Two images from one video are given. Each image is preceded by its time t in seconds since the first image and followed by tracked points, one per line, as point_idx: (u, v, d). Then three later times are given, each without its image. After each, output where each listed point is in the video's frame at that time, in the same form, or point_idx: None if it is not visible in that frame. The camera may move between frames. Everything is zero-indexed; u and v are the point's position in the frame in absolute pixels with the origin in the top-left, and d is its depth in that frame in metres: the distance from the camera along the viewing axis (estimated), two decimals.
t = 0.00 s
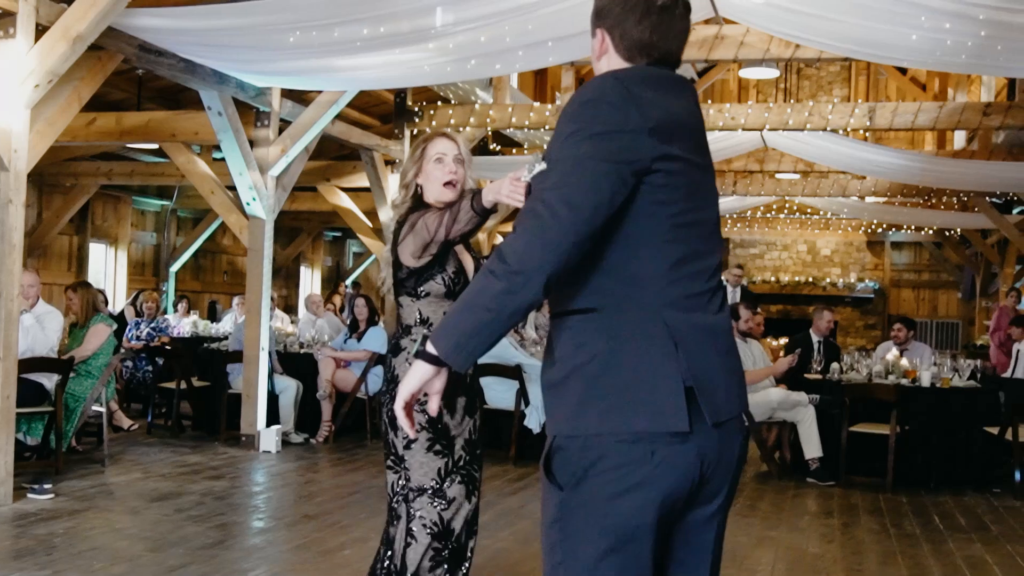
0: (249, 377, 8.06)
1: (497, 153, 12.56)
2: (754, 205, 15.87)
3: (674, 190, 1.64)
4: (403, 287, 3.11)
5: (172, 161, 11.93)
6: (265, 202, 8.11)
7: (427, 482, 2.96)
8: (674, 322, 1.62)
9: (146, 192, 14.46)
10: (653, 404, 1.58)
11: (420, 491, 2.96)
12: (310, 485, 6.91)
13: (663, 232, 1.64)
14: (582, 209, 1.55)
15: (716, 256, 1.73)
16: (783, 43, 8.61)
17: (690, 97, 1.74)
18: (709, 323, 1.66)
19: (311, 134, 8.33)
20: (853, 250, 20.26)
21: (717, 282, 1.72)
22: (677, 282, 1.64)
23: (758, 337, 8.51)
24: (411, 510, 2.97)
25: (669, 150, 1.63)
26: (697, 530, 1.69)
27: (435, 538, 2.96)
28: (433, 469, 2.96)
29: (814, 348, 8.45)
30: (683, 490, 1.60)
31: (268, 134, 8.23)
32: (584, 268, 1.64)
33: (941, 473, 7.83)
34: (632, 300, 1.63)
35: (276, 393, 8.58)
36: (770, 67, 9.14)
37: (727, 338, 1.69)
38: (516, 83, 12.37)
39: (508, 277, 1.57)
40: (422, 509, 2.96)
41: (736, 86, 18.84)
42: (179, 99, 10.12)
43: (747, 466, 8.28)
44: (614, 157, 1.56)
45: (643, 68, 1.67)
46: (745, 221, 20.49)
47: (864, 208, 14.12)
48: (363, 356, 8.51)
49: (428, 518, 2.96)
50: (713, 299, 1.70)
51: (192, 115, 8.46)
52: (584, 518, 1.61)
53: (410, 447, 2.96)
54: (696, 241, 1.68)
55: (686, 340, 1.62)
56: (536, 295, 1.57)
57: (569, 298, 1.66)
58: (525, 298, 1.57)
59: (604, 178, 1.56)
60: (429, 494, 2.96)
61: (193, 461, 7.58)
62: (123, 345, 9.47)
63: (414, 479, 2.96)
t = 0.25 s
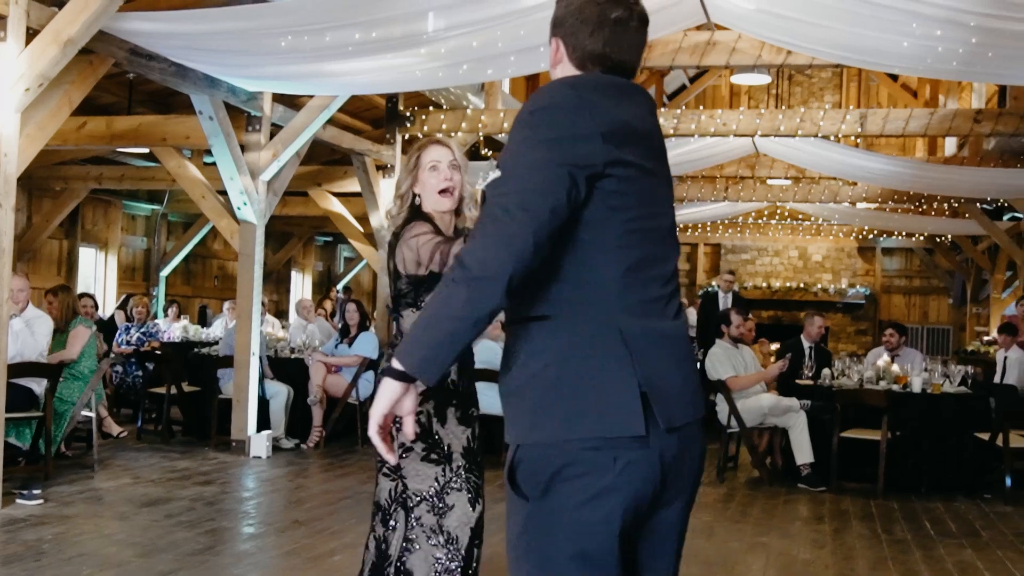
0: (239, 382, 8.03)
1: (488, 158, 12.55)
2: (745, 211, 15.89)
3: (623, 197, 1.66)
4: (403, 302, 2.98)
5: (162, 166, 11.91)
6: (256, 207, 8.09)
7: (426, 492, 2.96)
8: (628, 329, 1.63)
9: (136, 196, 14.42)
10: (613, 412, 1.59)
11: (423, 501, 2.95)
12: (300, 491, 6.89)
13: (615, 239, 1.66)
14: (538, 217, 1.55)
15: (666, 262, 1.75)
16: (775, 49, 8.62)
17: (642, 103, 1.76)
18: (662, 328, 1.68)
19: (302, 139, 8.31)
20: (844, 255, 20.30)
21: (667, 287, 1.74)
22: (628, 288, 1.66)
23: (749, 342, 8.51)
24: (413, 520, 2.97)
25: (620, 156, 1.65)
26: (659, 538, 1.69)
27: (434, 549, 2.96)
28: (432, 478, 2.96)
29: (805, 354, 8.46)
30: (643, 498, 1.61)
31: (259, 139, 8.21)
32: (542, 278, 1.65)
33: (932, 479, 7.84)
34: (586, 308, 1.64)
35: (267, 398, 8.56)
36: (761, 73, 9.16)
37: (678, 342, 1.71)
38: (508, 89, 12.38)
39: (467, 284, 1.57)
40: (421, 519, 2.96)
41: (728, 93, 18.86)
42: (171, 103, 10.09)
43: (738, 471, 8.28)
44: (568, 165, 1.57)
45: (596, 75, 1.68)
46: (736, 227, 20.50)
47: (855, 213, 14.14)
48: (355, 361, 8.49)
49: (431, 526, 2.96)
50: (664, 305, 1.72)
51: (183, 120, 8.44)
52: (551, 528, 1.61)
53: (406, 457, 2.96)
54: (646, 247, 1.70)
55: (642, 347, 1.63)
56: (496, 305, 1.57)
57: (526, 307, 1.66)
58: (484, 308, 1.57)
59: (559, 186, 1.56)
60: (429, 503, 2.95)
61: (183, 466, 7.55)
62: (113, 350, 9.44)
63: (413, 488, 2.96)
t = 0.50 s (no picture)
0: (231, 387, 8.02)
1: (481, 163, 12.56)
2: (738, 216, 15.92)
3: (543, 218, 1.66)
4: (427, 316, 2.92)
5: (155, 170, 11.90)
6: (249, 210, 8.09)
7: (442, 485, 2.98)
8: (547, 349, 1.63)
9: (129, 200, 14.40)
10: (525, 431, 1.61)
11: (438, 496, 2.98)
12: (292, 496, 6.88)
13: (539, 258, 1.66)
14: (430, 251, 1.60)
15: (613, 273, 1.73)
16: (768, 55, 8.63)
17: (581, 122, 1.76)
18: (593, 344, 1.66)
19: (296, 143, 8.30)
20: (836, 260, 20.34)
21: (614, 299, 1.71)
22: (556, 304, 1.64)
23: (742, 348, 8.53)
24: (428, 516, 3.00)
25: (534, 179, 1.66)
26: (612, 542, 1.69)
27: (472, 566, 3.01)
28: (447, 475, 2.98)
29: (798, 359, 8.47)
30: (568, 515, 1.60)
31: (252, 142, 8.20)
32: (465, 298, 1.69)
33: (923, 484, 7.85)
34: (507, 328, 1.65)
35: (259, 402, 8.54)
36: (754, 78, 9.18)
37: (617, 354, 1.68)
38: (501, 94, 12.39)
39: (368, 315, 1.61)
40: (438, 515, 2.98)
41: (721, 98, 18.88)
42: (164, 107, 10.08)
43: (731, 476, 8.28)
44: (460, 198, 1.61)
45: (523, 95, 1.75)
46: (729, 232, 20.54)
47: (847, 219, 14.17)
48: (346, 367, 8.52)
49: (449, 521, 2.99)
50: (608, 316, 1.69)
51: (176, 124, 8.44)
52: (485, 546, 1.63)
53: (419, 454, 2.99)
54: (580, 261, 1.68)
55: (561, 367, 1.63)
56: (398, 338, 1.63)
57: (458, 333, 1.70)
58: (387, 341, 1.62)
59: (453, 219, 1.61)
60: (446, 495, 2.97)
61: (175, 471, 7.53)
62: (104, 354, 9.41)
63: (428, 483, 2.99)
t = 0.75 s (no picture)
0: (224, 393, 8.00)
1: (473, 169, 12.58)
2: (731, 221, 15.94)
3: (428, 251, 1.77)
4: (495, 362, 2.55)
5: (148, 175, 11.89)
6: (241, 216, 8.07)
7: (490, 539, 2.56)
8: (433, 373, 1.75)
9: (121, 205, 14.38)
10: (405, 450, 1.75)
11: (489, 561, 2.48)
12: (284, 502, 6.87)
13: (427, 286, 1.77)
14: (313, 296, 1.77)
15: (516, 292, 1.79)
16: (760, 61, 8.65)
17: (478, 148, 1.83)
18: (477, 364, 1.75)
19: (288, 149, 8.28)
20: (829, 266, 20.40)
21: (515, 316, 1.78)
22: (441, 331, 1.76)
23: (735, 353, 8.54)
24: None
25: (420, 215, 1.77)
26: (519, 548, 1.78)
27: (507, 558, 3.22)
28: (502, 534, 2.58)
29: (791, 364, 8.49)
30: (455, 526, 1.73)
31: (244, 148, 8.19)
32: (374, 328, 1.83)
33: (916, 490, 7.85)
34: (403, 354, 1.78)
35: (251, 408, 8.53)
36: (746, 84, 9.21)
37: (510, 370, 1.76)
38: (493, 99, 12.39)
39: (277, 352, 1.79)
40: None
41: (714, 103, 18.92)
42: (156, 113, 10.08)
43: (724, 482, 8.29)
44: (343, 247, 1.77)
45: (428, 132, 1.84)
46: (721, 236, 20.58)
47: (840, 224, 14.19)
48: (339, 372, 8.56)
49: None
50: (501, 332, 1.77)
51: (169, 129, 8.44)
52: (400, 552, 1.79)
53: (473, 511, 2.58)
54: (471, 283, 1.76)
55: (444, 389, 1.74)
56: (303, 371, 1.80)
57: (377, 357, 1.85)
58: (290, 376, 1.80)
59: (338, 263, 1.77)
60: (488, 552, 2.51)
61: (167, 477, 7.51)
62: (96, 360, 9.39)
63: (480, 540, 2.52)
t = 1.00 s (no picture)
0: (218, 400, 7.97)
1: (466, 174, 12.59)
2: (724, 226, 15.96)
3: (334, 245, 1.81)
4: (519, 320, 2.33)
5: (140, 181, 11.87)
6: (235, 222, 8.04)
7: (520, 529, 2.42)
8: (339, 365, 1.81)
9: (114, 211, 14.35)
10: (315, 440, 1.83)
11: (514, 565, 2.37)
12: (278, 508, 6.85)
13: (335, 283, 1.83)
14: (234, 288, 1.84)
15: (420, 285, 1.83)
16: (753, 65, 8.66)
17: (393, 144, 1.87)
18: (378, 361, 1.80)
19: (282, 155, 8.27)
20: (822, 269, 20.51)
21: (416, 308, 1.82)
22: (348, 327, 1.81)
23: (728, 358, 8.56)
24: None
25: (329, 215, 1.80)
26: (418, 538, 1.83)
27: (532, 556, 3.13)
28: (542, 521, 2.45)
29: (784, 368, 8.51)
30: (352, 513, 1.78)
31: (237, 154, 8.18)
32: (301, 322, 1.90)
33: (910, 494, 7.86)
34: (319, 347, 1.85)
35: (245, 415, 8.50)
36: (739, 88, 9.23)
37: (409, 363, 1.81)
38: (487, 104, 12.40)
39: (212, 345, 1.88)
40: None
41: (707, 107, 18.93)
42: (149, 119, 10.08)
43: (718, 487, 8.29)
44: (263, 247, 1.85)
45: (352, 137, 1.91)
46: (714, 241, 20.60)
47: (833, 228, 14.21)
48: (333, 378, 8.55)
49: None
50: (407, 329, 1.81)
51: (161, 135, 8.44)
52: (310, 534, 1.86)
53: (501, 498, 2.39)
54: (377, 281, 1.81)
55: (342, 381, 1.81)
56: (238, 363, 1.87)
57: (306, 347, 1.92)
58: (232, 367, 1.87)
59: (257, 262, 1.85)
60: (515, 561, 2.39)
61: (160, 484, 7.49)
62: (89, 367, 9.36)
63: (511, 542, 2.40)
